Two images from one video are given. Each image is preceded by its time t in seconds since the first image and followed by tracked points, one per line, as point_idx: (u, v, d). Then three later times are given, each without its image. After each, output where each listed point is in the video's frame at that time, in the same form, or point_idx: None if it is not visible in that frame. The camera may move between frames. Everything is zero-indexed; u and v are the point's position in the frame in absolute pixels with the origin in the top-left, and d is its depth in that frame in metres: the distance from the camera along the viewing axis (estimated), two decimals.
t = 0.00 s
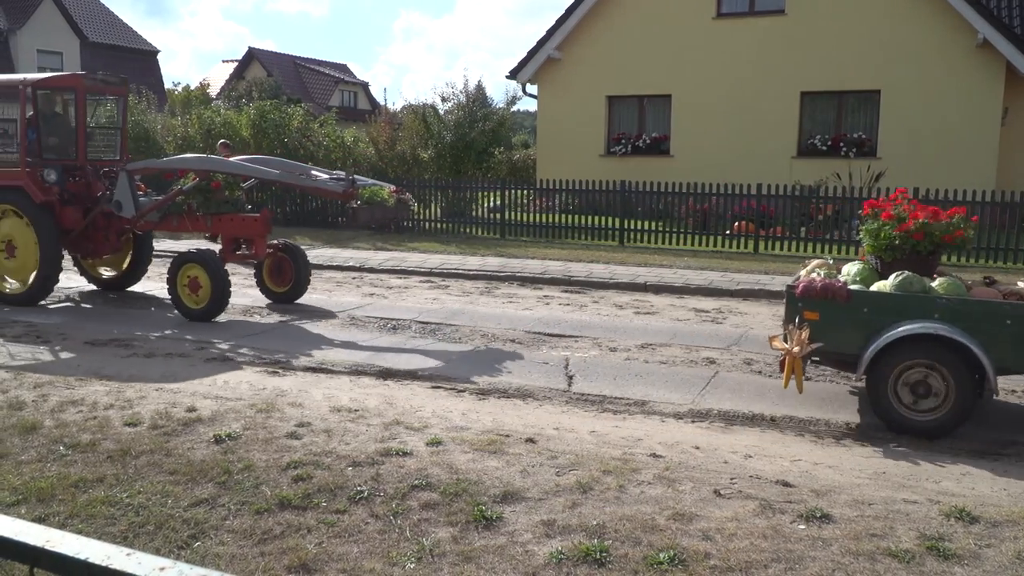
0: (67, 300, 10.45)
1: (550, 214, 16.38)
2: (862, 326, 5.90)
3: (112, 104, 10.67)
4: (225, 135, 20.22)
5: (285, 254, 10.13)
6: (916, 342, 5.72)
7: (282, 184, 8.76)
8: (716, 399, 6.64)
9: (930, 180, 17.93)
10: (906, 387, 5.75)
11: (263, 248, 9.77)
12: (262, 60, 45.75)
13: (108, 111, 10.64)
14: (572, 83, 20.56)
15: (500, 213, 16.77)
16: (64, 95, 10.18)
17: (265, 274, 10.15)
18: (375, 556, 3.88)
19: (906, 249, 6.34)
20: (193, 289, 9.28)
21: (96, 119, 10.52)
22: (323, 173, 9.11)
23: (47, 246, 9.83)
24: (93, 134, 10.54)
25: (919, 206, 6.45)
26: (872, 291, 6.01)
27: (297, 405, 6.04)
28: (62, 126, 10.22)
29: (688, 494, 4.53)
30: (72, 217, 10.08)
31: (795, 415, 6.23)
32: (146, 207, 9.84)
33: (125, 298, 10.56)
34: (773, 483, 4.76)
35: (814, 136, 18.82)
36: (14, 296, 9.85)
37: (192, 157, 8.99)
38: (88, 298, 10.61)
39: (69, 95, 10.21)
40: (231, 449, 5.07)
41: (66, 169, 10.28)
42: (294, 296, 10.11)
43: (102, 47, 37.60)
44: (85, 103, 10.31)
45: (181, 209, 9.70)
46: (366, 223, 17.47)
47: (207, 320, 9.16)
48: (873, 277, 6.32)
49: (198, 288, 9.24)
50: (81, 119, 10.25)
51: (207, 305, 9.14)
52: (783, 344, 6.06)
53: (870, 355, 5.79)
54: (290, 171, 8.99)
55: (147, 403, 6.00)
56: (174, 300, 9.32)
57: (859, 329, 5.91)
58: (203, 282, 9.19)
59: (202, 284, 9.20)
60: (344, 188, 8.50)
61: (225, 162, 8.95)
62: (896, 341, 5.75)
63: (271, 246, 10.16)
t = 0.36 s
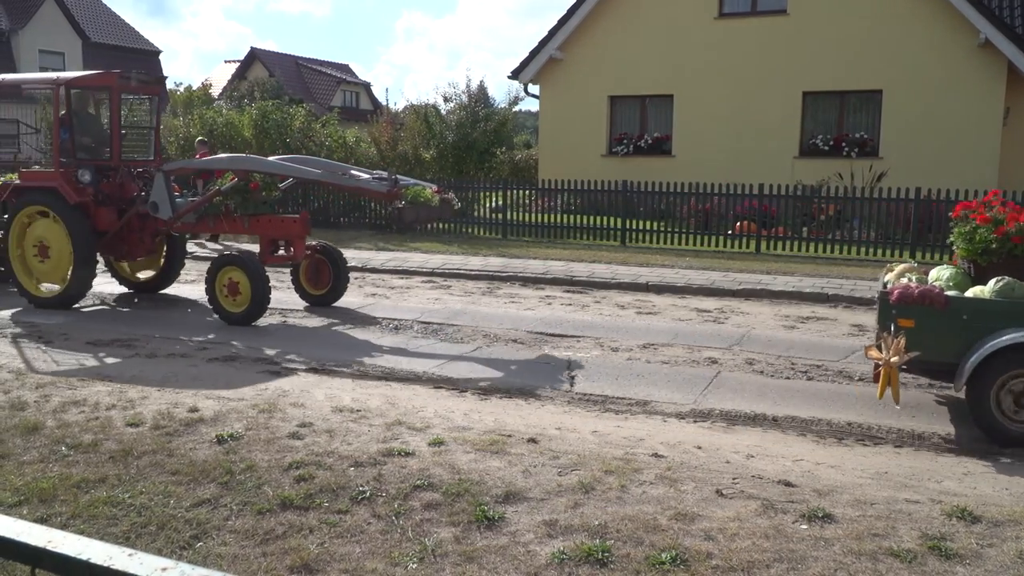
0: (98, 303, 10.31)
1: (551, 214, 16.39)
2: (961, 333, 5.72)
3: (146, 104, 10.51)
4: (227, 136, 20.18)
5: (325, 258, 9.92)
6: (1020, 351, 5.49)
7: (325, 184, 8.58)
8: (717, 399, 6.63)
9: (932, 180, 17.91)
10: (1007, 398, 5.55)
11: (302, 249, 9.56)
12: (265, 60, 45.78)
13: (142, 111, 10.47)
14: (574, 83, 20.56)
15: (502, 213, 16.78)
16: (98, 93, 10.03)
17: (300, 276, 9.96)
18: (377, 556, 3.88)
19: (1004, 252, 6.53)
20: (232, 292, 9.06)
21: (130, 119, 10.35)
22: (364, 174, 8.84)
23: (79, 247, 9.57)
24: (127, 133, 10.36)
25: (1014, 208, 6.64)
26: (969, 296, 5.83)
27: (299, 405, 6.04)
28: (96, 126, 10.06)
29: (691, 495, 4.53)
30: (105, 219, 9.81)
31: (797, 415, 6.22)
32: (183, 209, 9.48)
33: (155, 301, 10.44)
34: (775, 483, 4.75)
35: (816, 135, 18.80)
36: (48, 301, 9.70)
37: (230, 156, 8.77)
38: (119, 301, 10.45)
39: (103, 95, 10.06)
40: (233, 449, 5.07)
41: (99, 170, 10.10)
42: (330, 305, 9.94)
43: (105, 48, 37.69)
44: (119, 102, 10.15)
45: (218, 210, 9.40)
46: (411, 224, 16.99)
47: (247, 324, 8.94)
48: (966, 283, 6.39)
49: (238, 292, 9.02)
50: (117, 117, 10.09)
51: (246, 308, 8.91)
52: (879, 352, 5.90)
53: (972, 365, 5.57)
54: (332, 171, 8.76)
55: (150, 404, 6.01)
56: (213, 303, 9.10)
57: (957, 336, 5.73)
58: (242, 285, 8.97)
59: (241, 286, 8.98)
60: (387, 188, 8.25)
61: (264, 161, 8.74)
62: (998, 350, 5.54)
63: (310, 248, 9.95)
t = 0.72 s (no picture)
0: (134, 306, 10.16)
1: (551, 214, 16.40)
2: None
3: (183, 102, 10.23)
4: (228, 135, 19.65)
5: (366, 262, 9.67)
6: None
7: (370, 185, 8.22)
8: (716, 399, 6.64)
9: (933, 180, 17.90)
10: None
11: (343, 250, 9.39)
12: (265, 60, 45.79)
13: (178, 109, 10.18)
14: (574, 84, 20.56)
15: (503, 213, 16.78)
16: (134, 91, 9.75)
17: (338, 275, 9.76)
18: (378, 556, 3.88)
19: None
20: (272, 296, 8.91)
21: (166, 117, 10.06)
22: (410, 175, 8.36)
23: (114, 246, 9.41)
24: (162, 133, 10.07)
25: None
26: None
27: (300, 405, 6.05)
28: (132, 124, 9.79)
29: (691, 495, 4.53)
30: (141, 220, 9.65)
31: (796, 415, 6.22)
32: (222, 210, 9.30)
33: (187, 304, 10.28)
34: (776, 483, 4.76)
35: (817, 136, 18.79)
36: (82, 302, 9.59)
37: (269, 157, 8.57)
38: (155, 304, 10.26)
39: (139, 93, 9.77)
40: (234, 449, 5.08)
41: (136, 170, 9.85)
42: (365, 311, 9.77)
43: (106, 48, 37.78)
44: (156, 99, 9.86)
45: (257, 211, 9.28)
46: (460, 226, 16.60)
47: (287, 329, 8.77)
48: None
49: (278, 295, 8.87)
50: (153, 115, 9.80)
51: (286, 313, 8.74)
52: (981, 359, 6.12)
53: None
54: (378, 169, 8.35)
55: (150, 404, 6.02)
56: (252, 306, 8.98)
57: None
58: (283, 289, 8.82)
59: (283, 290, 8.83)
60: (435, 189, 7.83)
61: (303, 160, 8.46)
62: None
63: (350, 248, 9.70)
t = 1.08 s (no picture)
0: (172, 309, 9.99)
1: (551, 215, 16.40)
2: None
3: (224, 102, 10.02)
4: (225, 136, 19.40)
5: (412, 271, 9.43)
6: None
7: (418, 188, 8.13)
8: (716, 399, 6.64)
9: (934, 180, 17.89)
10: None
11: (387, 254, 9.10)
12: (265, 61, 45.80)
13: (218, 110, 10.00)
14: (574, 84, 20.56)
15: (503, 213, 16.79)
16: (175, 90, 9.60)
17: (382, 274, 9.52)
18: (378, 556, 3.88)
19: None
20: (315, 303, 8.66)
21: (206, 117, 9.86)
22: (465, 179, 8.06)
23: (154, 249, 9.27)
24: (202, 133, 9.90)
25: None
26: None
27: (300, 406, 6.05)
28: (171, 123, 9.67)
29: (691, 495, 4.53)
30: (178, 221, 9.51)
31: (796, 415, 6.22)
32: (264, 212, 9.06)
33: (223, 306, 10.14)
34: (776, 483, 4.76)
35: (817, 136, 18.80)
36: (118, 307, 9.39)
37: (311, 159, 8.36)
38: (191, 306, 10.13)
39: (179, 92, 9.61)
40: (234, 449, 5.08)
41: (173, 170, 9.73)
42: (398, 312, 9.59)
43: (107, 49, 37.81)
44: (196, 100, 9.69)
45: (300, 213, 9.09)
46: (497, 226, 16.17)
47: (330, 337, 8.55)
48: None
49: (320, 304, 8.62)
50: (192, 115, 9.62)
51: (333, 321, 8.51)
52: None
53: None
54: (429, 171, 8.21)
55: (151, 404, 6.02)
56: (297, 315, 8.73)
57: None
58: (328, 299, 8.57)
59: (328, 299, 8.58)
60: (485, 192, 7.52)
61: (346, 161, 8.25)
62: None
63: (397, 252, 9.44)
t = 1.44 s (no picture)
0: (207, 312, 9.80)
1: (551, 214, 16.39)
2: None
3: (263, 101, 9.81)
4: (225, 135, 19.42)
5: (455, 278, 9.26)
6: None
7: (472, 189, 7.79)
8: (716, 399, 6.64)
9: (934, 180, 17.89)
10: None
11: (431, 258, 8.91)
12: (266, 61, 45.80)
13: (258, 108, 9.80)
14: (575, 84, 20.55)
15: (503, 213, 16.79)
16: (215, 87, 9.38)
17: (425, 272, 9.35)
18: (378, 556, 3.88)
19: None
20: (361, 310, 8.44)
21: (245, 116, 9.66)
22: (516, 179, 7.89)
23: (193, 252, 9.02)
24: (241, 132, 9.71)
25: None
26: None
27: (301, 406, 6.05)
28: (211, 122, 9.46)
29: (691, 495, 4.53)
30: (217, 222, 9.22)
31: (796, 415, 6.23)
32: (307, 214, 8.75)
33: (258, 310, 9.91)
34: (776, 483, 4.76)
35: (817, 136, 18.80)
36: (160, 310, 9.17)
37: (358, 158, 8.13)
38: (228, 310, 9.90)
39: (218, 91, 9.39)
40: (234, 449, 5.08)
41: (212, 169, 9.51)
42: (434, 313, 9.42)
43: (107, 49, 37.80)
44: (237, 99, 9.49)
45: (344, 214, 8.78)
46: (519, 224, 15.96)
47: (382, 342, 8.32)
48: None
49: (367, 310, 8.40)
50: (232, 115, 9.43)
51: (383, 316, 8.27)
52: None
53: None
54: (483, 171, 7.93)
55: (151, 404, 6.02)
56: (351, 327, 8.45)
57: None
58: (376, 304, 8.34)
59: (377, 303, 8.34)
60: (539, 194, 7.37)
61: (394, 161, 8.05)
62: None
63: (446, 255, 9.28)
